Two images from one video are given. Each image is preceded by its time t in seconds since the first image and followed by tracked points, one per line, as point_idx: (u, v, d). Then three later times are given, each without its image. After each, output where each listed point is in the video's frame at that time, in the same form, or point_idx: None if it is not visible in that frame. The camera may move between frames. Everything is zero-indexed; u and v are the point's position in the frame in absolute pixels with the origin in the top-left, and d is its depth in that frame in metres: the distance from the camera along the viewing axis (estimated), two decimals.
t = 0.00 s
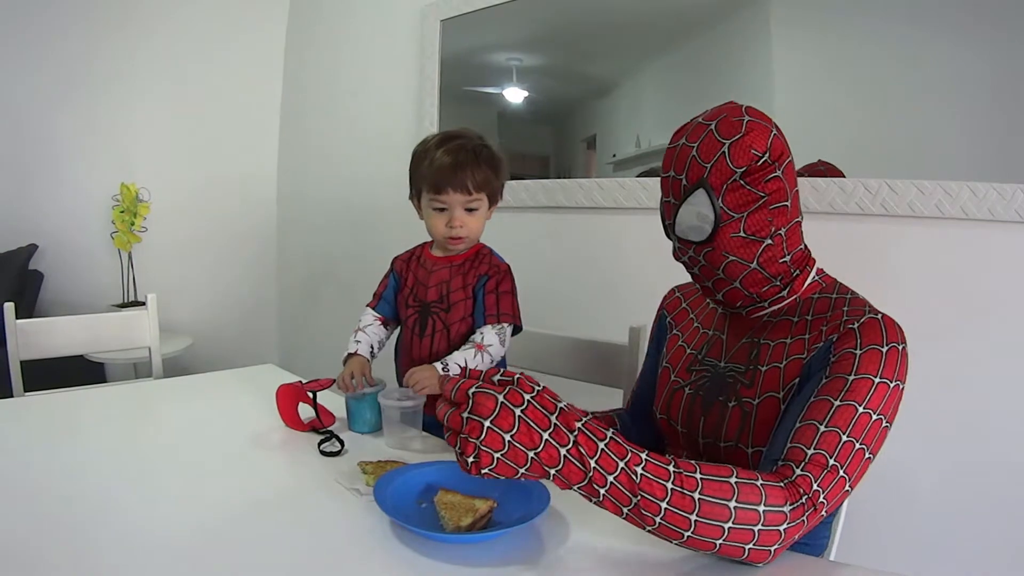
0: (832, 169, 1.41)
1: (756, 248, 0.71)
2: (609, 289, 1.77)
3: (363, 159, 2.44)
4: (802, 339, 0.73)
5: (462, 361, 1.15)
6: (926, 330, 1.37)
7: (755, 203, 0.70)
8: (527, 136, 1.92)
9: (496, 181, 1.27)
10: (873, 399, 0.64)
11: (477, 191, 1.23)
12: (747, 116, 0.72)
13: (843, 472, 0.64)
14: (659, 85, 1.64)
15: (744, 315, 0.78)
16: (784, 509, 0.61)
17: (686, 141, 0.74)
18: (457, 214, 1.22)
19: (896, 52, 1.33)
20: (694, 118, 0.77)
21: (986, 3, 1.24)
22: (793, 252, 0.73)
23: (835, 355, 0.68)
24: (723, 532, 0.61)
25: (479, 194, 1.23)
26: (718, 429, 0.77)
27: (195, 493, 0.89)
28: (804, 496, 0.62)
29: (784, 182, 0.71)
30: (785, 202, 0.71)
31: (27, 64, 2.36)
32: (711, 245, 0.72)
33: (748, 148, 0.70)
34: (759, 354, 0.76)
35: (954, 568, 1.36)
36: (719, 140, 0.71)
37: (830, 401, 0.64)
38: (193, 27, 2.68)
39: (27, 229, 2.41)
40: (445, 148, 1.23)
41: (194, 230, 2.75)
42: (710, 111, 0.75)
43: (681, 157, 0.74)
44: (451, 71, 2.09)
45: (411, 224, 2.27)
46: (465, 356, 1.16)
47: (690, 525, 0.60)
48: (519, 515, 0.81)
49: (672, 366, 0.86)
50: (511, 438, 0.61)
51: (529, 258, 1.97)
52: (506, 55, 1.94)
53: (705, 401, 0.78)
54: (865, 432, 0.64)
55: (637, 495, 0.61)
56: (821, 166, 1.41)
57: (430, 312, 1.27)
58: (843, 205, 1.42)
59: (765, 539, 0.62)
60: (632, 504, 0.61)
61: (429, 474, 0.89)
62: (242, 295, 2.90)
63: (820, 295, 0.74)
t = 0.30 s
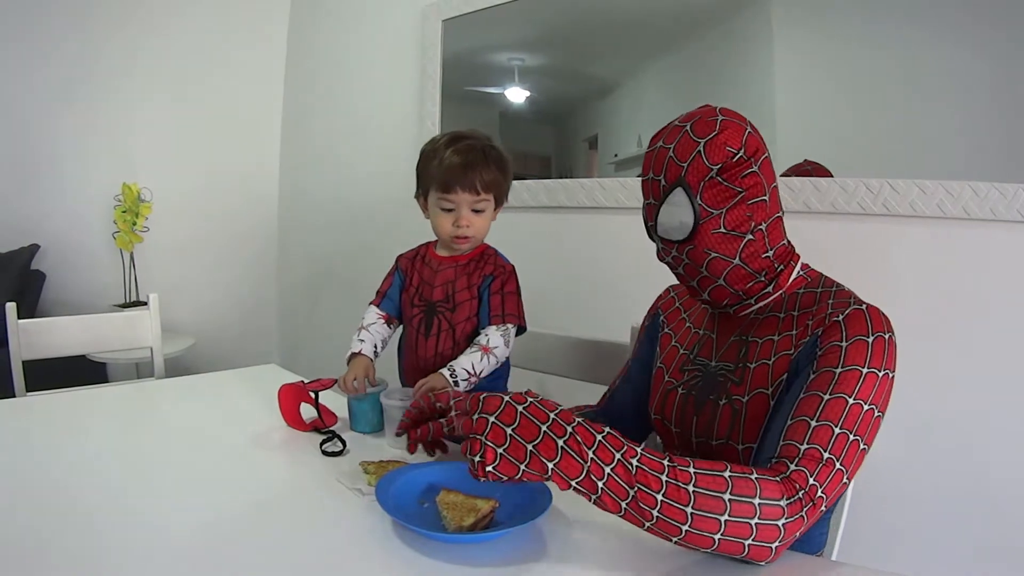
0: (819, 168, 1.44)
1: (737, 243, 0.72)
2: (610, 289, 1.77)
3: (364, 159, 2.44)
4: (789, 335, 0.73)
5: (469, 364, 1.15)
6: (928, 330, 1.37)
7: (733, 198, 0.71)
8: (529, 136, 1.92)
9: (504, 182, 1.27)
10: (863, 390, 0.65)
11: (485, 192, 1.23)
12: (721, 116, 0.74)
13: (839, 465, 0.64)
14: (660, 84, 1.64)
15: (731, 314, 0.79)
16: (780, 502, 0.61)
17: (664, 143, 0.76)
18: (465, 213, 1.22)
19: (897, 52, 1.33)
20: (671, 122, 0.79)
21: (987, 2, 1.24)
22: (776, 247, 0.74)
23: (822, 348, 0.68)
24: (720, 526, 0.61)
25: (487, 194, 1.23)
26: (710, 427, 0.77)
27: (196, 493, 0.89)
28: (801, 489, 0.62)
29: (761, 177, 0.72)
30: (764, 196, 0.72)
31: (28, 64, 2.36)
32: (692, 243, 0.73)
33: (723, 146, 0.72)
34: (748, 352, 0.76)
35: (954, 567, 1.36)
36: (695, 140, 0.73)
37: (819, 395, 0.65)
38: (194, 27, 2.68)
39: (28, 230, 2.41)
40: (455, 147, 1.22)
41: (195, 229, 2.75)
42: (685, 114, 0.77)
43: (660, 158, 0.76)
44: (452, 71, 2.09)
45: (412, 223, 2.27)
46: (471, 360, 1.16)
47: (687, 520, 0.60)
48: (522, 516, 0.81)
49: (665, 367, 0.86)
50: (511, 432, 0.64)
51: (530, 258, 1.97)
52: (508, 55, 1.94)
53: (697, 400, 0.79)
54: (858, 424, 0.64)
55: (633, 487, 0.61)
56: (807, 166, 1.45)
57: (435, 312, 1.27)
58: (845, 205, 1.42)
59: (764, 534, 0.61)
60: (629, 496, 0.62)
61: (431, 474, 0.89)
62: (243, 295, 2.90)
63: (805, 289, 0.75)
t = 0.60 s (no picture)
0: (807, 169, 1.45)
1: (724, 241, 0.74)
2: (610, 290, 1.77)
3: (364, 160, 2.44)
4: (778, 333, 0.76)
5: (471, 366, 1.15)
6: (928, 330, 1.37)
7: (720, 196, 0.74)
8: (529, 136, 1.93)
9: (508, 184, 1.28)
10: (854, 380, 0.67)
11: (488, 193, 1.23)
12: (706, 119, 0.77)
13: (843, 454, 0.66)
14: (661, 85, 1.64)
15: (720, 315, 0.81)
16: (786, 488, 0.63)
17: (650, 144, 0.79)
18: (468, 215, 1.22)
19: (897, 52, 1.33)
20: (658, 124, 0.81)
21: (987, 3, 1.25)
22: (762, 245, 0.76)
23: (810, 345, 0.71)
24: (725, 509, 0.64)
25: (490, 197, 1.23)
26: (703, 427, 0.79)
27: (196, 493, 0.89)
28: (808, 477, 0.64)
29: (746, 177, 0.75)
30: (749, 195, 0.75)
31: (28, 64, 2.36)
32: (681, 242, 0.75)
33: (709, 146, 0.74)
34: (737, 351, 0.79)
35: (955, 568, 1.36)
36: (681, 140, 0.76)
37: (812, 392, 0.68)
38: (193, 28, 2.68)
39: (28, 230, 2.42)
40: (460, 148, 1.22)
41: (195, 229, 2.75)
42: (671, 117, 0.80)
43: (647, 159, 0.79)
44: (452, 71, 2.09)
45: (412, 224, 2.27)
46: (473, 361, 1.16)
47: (693, 496, 0.65)
48: (522, 515, 0.82)
49: (656, 367, 0.88)
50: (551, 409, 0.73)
51: (530, 259, 1.97)
52: (508, 56, 1.94)
53: (689, 401, 0.81)
54: (854, 413, 0.67)
55: (649, 463, 0.68)
56: (796, 167, 1.46)
57: (438, 313, 1.27)
58: (844, 205, 1.41)
59: (772, 522, 0.63)
60: (645, 472, 0.68)
61: (432, 474, 0.89)
62: (243, 295, 2.90)
63: (791, 286, 0.77)
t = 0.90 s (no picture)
0: (789, 172, 1.47)
1: (701, 234, 0.81)
2: (609, 291, 1.77)
3: (363, 161, 2.44)
4: (773, 334, 0.82)
5: (472, 368, 1.16)
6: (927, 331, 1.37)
7: (693, 190, 0.81)
8: (527, 138, 1.93)
9: (505, 185, 1.27)
10: (869, 369, 0.73)
11: (484, 196, 1.23)
12: (677, 123, 0.86)
13: (886, 438, 0.70)
14: (659, 87, 1.64)
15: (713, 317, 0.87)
16: (863, 469, 0.66)
17: (627, 150, 0.88)
18: (464, 218, 1.22)
19: (896, 53, 1.33)
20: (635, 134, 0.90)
21: (986, 4, 1.25)
22: (741, 243, 0.83)
23: (817, 344, 0.77)
24: (806, 484, 0.67)
25: (487, 199, 1.23)
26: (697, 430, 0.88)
27: (194, 494, 0.89)
28: (877, 459, 0.68)
29: (719, 173, 0.82)
30: (723, 188, 0.82)
31: (27, 66, 2.36)
32: (659, 240, 0.83)
33: (680, 144, 0.83)
34: (732, 352, 0.85)
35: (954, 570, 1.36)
36: (653, 143, 0.85)
37: (835, 390, 0.73)
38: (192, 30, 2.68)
39: (27, 230, 2.42)
40: (456, 151, 1.22)
41: (194, 230, 2.75)
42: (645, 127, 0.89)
43: (622, 164, 0.88)
44: (450, 72, 2.10)
45: (410, 226, 2.28)
46: (474, 363, 1.16)
47: (779, 466, 0.68)
48: (521, 514, 0.82)
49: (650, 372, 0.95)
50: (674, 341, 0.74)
51: (528, 260, 1.97)
52: (507, 57, 1.94)
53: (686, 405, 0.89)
54: (879, 398, 0.72)
55: (745, 427, 0.70)
56: (778, 172, 1.48)
57: (437, 315, 1.27)
58: (842, 207, 1.41)
59: (846, 504, 0.66)
60: (739, 434, 0.70)
61: (430, 475, 0.89)
62: (242, 296, 2.90)
63: (779, 286, 0.84)
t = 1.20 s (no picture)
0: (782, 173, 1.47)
1: (709, 226, 0.81)
2: (605, 294, 1.77)
3: (361, 163, 2.44)
4: (784, 329, 0.82)
5: (475, 367, 1.16)
6: (925, 333, 1.37)
7: (701, 184, 0.82)
8: (525, 140, 1.93)
9: (496, 188, 1.26)
10: (875, 367, 0.74)
11: (471, 202, 1.21)
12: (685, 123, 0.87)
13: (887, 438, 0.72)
14: (657, 88, 1.64)
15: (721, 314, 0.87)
16: (866, 470, 0.69)
17: (635, 146, 0.89)
18: (450, 223, 1.22)
19: (894, 56, 1.33)
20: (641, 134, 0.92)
21: (982, 6, 1.25)
22: (747, 240, 0.83)
23: (830, 340, 0.78)
24: (813, 474, 0.70)
25: (474, 204, 1.22)
26: (708, 427, 0.88)
27: (193, 495, 0.89)
28: (879, 460, 0.70)
29: (725, 169, 0.83)
30: (729, 185, 0.83)
31: (26, 67, 2.36)
32: (667, 230, 0.83)
33: (688, 141, 0.84)
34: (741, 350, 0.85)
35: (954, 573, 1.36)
36: (661, 138, 0.86)
37: (842, 388, 0.74)
38: (190, 32, 2.68)
39: (26, 232, 2.41)
40: (444, 155, 1.22)
41: (192, 232, 2.75)
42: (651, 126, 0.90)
43: (631, 159, 0.89)
44: (448, 74, 2.10)
45: (408, 228, 2.27)
46: (477, 363, 1.16)
47: (793, 453, 0.71)
48: (517, 515, 0.82)
49: (653, 373, 0.96)
50: (726, 324, 0.75)
51: (524, 262, 1.97)
52: (505, 59, 1.95)
53: (692, 404, 0.90)
54: (883, 397, 0.74)
55: (772, 412, 0.72)
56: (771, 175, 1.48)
57: (437, 315, 1.27)
58: (839, 209, 1.41)
59: (845, 499, 0.69)
60: (766, 418, 0.73)
61: (427, 477, 0.89)
62: (240, 298, 2.89)
63: (785, 284, 0.85)
